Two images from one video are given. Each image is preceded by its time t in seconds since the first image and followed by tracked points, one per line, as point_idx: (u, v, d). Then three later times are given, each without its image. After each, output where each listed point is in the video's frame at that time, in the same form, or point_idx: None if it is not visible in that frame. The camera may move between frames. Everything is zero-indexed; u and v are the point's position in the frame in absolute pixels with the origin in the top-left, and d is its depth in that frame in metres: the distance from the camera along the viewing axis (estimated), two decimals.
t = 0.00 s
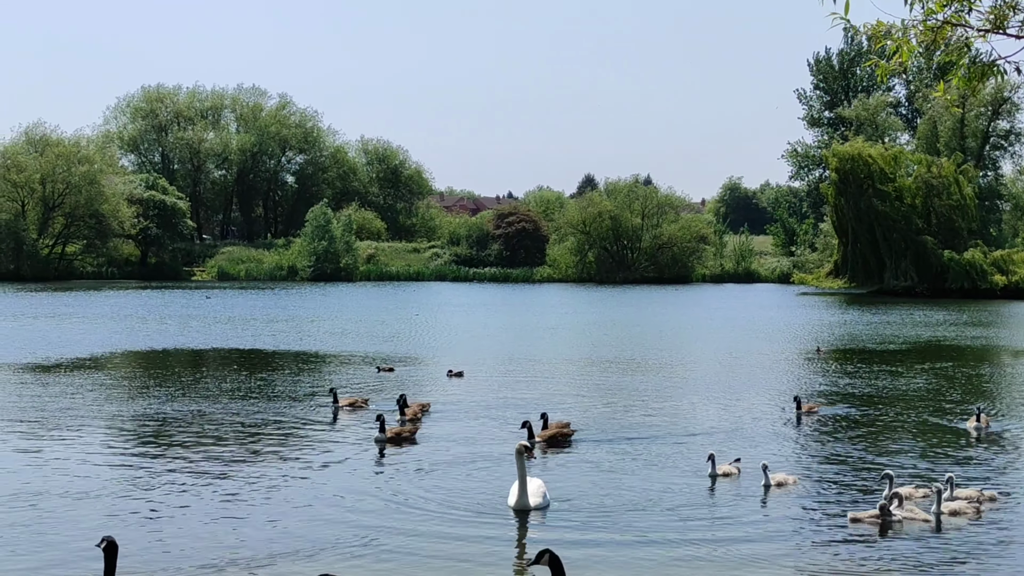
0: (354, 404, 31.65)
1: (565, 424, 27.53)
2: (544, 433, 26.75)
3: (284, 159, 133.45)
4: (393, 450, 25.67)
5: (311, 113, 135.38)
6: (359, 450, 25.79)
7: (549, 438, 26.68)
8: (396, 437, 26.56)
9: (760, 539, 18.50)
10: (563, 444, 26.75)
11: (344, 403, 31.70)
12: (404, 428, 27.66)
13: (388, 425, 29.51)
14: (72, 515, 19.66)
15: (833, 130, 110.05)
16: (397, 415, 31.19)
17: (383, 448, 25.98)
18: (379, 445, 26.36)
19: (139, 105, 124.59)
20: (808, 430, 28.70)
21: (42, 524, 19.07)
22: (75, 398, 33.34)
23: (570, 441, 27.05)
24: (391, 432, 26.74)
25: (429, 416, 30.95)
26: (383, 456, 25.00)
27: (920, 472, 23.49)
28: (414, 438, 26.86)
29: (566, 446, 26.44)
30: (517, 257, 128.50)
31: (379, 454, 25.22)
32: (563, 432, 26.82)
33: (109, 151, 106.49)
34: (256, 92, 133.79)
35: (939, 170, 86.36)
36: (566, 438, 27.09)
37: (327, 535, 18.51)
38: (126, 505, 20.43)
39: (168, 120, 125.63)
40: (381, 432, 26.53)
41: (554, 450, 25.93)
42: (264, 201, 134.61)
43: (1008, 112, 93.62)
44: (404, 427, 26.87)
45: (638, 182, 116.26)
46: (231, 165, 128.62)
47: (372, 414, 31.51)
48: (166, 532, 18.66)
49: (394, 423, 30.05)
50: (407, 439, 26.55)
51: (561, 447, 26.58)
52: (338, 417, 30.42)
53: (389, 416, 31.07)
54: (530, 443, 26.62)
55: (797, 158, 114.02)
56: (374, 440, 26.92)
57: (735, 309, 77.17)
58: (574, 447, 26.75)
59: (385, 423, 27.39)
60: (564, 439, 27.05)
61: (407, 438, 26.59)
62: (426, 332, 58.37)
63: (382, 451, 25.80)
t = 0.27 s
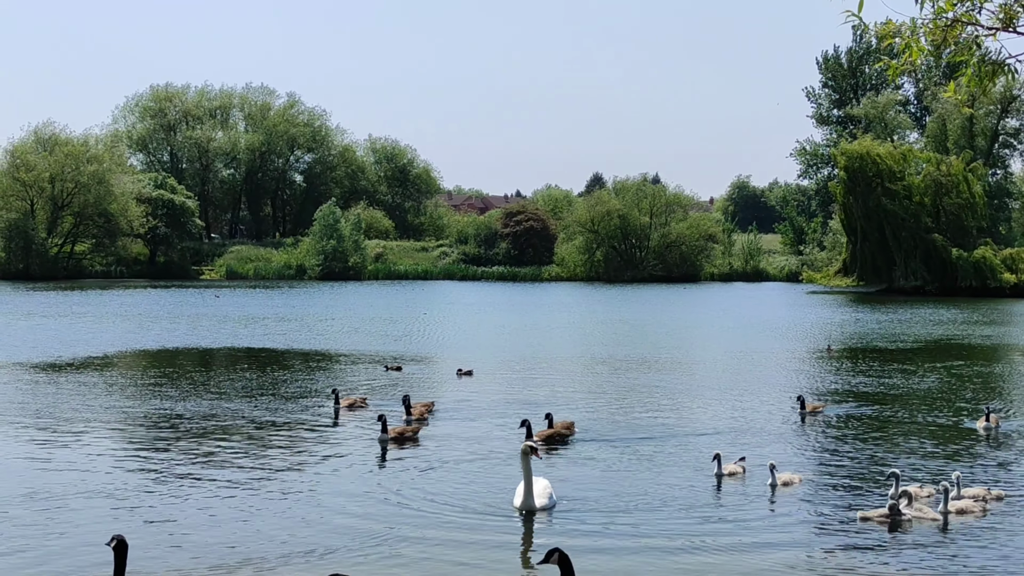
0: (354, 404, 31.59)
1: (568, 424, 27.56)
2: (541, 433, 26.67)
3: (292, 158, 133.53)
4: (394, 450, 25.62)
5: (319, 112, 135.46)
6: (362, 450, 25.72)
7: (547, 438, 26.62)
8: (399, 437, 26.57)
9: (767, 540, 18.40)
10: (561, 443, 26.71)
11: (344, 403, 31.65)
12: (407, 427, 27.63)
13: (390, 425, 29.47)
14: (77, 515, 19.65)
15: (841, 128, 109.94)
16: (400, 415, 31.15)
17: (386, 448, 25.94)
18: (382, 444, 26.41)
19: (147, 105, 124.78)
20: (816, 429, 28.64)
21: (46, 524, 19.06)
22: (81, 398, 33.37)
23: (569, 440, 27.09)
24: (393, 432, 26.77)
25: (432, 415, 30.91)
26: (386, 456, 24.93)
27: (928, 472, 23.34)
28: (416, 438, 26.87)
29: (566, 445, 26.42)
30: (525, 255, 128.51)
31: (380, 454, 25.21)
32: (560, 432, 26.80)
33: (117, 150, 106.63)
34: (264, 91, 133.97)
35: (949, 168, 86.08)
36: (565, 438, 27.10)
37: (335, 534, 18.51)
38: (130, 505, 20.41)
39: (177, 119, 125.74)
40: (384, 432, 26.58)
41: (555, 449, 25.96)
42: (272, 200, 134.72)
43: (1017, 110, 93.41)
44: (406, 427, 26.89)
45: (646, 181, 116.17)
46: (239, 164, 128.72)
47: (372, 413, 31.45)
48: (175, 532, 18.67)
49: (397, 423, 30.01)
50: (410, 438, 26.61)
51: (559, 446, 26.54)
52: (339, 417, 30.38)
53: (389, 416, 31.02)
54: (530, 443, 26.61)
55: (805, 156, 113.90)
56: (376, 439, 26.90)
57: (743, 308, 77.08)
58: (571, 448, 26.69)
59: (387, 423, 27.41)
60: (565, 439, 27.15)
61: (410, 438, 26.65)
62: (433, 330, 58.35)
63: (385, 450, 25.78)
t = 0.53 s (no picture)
0: (353, 405, 31.46)
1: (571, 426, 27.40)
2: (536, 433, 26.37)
3: (298, 158, 133.53)
4: (393, 450, 25.58)
5: (325, 112, 135.56)
6: (363, 450, 25.69)
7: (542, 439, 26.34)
8: (398, 438, 26.48)
9: (770, 540, 18.37)
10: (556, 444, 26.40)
11: (342, 404, 31.46)
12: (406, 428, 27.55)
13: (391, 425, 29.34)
14: (81, 515, 19.68)
15: (847, 127, 109.85)
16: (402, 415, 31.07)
17: (384, 448, 25.86)
18: (381, 444, 26.33)
19: (154, 105, 124.97)
20: (822, 429, 28.57)
21: (51, 524, 19.10)
22: (88, 398, 33.42)
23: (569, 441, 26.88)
24: (391, 432, 26.65)
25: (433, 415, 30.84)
26: (389, 456, 24.91)
27: (934, 472, 23.25)
28: (415, 439, 26.78)
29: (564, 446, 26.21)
30: (530, 255, 128.50)
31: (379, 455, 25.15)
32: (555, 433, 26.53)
33: (123, 150, 106.77)
34: (271, 91, 134.14)
35: (955, 167, 85.20)
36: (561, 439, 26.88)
37: (340, 535, 18.50)
38: (135, 505, 20.44)
39: (183, 119, 125.88)
40: (383, 433, 26.46)
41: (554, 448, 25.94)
42: (278, 200, 134.83)
43: None
44: (406, 428, 26.78)
45: (651, 180, 116.09)
46: (245, 164, 128.82)
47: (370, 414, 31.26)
48: (180, 532, 18.65)
49: (399, 423, 29.89)
50: (409, 439, 26.50)
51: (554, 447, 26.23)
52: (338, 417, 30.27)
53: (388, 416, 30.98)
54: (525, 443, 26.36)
55: (811, 155, 113.80)
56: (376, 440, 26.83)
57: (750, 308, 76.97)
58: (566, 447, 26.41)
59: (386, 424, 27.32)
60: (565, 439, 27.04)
61: (409, 439, 26.54)
62: (439, 330, 58.35)
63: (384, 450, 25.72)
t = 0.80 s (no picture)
0: (350, 406, 31.36)
1: (570, 428, 27.30)
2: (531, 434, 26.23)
3: (304, 158, 133.61)
4: (392, 450, 25.61)
5: (331, 112, 135.62)
6: (365, 450, 25.71)
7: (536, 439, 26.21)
8: (396, 438, 26.52)
9: (773, 539, 18.38)
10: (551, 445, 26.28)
11: (339, 404, 31.34)
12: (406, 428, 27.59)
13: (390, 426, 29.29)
14: (84, 515, 19.73)
15: (853, 126, 109.73)
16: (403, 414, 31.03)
17: (382, 449, 25.90)
18: (379, 445, 26.32)
19: (160, 105, 125.13)
20: (827, 430, 28.53)
21: (54, 524, 19.16)
22: (93, 398, 33.50)
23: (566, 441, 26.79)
24: (389, 433, 26.68)
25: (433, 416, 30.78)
26: (392, 456, 24.93)
27: (940, 472, 23.18)
28: (413, 439, 26.81)
29: (560, 446, 26.14)
30: (536, 254, 128.55)
31: (377, 455, 25.17)
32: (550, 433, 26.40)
33: (130, 151, 106.89)
34: (277, 91, 134.29)
35: (961, 167, 85.11)
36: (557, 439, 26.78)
37: (346, 535, 18.55)
38: (138, 505, 20.49)
39: (189, 119, 126.04)
40: (381, 433, 26.48)
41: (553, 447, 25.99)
42: (284, 200, 134.95)
43: None
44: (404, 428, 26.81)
45: (657, 180, 116.00)
46: (251, 164, 128.86)
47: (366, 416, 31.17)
48: (186, 532, 18.71)
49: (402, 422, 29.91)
50: (407, 440, 26.51)
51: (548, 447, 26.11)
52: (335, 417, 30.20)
53: (389, 416, 30.97)
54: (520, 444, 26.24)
55: (818, 155, 113.68)
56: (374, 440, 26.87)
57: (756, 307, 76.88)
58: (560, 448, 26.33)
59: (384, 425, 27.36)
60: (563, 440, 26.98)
61: (406, 440, 26.54)
62: (445, 330, 58.40)
63: (381, 450, 25.77)
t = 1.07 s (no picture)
0: (349, 406, 31.14)
1: (572, 428, 27.18)
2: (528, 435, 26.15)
3: (312, 158, 133.73)
4: (394, 450, 25.61)
5: (340, 112, 135.74)
6: (369, 450, 25.73)
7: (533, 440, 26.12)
8: (396, 439, 26.49)
9: (778, 540, 18.34)
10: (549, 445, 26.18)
11: (339, 405, 31.15)
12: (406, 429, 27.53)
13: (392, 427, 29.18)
14: (90, 516, 19.76)
15: (862, 125, 109.60)
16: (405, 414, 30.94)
17: (382, 450, 25.88)
18: (378, 446, 26.32)
19: (169, 105, 125.36)
20: (835, 430, 28.45)
21: (60, 525, 19.18)
22: (102, 398, 33.59)
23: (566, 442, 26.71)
24: (390, 434, 26.63)
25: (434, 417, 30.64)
26: (397, 457, 24.94)
27: (949, 473, 23.09)
28: (413, 440, 26.77)
29: (559, 447, 26.05)
30: (545, 254, 128.57)
31: (377, 456, 25.14)
32: (547, 434, 26.29)
33: (138, 151, 107.08)
34: (285, 91, 134.52)
35: (969, 165, 84.95)
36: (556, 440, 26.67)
37: (353, 535, 18.56)
38: (145, 505, 20.52)
39: (197, 119, 126.26)
40: (381, 434, 26.46)
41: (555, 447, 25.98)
42: (293, 199, 135.07)
43: None
44: (404, 429, 26.77)
45: (666, 179, 115.91)
46: (259, 164, 129.02)
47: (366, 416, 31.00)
48: (194, 532, 18.75)
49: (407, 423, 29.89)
50: (406, 441, 26.48)
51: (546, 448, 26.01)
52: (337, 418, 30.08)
53: (394, 416, 30.94)
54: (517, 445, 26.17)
55: (826, 153, 113.54)
56: (374, 441, 26.84)
57: (765, 307, 76.78)
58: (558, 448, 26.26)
59: (383, 426, 27.32)
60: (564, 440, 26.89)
61: (406, 441, 26.52)
62: (454, 330, 58.44)
63: (380, 451, 25.76)
